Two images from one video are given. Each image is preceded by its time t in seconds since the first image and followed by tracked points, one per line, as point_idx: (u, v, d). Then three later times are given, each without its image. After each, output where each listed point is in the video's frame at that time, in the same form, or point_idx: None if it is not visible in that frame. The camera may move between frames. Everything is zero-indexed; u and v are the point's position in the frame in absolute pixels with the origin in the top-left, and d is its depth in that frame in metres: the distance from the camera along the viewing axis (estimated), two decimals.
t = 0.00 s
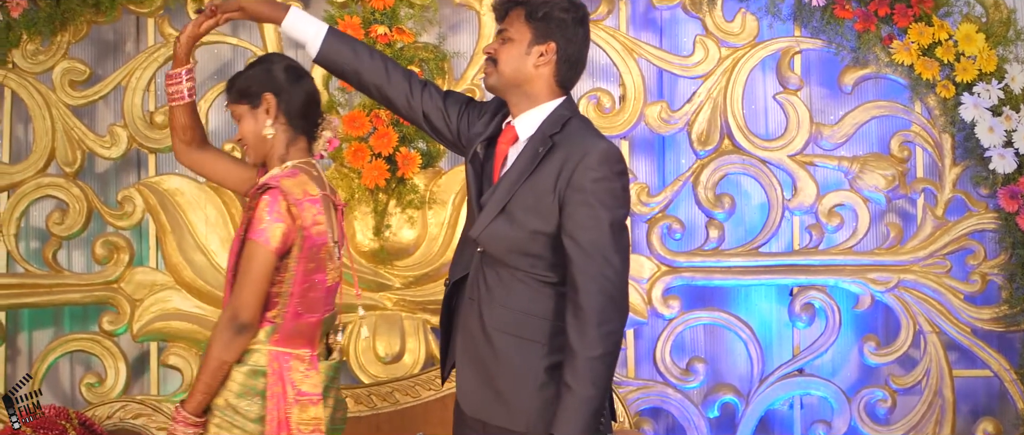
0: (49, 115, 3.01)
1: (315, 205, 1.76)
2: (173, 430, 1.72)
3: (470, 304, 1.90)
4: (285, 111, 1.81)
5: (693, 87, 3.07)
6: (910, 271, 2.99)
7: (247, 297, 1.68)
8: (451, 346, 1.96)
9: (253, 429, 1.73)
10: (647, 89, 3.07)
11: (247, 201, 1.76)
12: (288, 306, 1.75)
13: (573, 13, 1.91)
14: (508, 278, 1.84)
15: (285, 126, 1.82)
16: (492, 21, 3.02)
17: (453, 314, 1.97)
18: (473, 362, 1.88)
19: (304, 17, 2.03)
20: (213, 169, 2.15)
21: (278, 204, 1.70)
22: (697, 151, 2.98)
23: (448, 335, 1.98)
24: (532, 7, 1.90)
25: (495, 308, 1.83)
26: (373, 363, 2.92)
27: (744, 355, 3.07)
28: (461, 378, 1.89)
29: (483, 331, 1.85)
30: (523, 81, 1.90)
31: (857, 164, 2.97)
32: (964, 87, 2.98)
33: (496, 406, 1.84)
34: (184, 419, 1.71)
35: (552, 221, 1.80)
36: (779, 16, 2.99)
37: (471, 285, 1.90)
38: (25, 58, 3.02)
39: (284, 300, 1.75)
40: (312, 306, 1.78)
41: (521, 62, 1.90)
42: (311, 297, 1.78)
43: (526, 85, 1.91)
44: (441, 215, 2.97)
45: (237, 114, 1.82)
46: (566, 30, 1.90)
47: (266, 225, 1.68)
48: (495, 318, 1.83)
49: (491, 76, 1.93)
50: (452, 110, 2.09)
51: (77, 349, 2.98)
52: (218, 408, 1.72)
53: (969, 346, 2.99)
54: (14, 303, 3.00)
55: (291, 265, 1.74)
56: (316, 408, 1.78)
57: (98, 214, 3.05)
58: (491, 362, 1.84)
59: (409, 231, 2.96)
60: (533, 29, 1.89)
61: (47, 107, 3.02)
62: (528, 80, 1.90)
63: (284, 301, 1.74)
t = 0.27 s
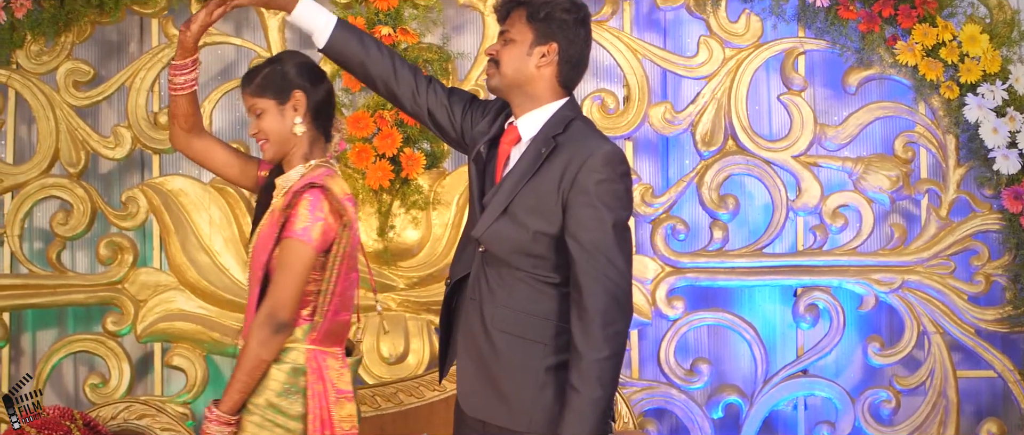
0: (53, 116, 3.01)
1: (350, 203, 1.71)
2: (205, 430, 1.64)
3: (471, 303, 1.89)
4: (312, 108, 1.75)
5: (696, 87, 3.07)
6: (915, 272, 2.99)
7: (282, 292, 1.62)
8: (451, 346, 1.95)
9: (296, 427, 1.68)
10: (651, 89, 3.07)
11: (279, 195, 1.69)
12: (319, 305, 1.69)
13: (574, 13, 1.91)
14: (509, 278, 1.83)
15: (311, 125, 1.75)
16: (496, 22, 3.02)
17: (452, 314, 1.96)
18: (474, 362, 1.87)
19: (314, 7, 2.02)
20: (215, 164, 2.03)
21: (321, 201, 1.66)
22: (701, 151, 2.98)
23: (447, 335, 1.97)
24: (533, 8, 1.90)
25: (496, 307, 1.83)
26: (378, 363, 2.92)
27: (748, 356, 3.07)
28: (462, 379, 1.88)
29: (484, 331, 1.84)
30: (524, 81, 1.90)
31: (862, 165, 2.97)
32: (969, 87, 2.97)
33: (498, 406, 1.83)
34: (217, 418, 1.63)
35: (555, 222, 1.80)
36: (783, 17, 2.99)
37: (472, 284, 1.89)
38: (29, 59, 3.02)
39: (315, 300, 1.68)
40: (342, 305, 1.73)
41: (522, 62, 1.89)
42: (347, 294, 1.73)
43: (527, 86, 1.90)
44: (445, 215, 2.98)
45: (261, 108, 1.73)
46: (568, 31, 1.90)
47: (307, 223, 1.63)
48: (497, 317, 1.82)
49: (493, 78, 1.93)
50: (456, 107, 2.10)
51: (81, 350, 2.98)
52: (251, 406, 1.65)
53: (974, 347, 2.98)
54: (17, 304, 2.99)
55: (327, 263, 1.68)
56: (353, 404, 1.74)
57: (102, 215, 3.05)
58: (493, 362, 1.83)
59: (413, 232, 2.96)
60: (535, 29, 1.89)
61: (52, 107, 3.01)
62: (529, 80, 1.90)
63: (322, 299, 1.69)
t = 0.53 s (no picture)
0: (59, 117, 3.01)
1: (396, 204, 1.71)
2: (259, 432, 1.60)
3: (474, 305, 1.89)
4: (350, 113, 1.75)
5: (703, 88, 3.08)
6: (921, 273, 2.99)
7: (335, 293, 1.60)
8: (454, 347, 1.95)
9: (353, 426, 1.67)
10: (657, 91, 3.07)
11: (321, 195, 1.68)
12: (364, 305, 1.68)
13: (580, 16, 1.92)
14: (513, 280, 1.83)
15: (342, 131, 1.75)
16: (501, 23, 3.02)
17: (455, 316, 1.96)
18: (477, 365, 1.86)
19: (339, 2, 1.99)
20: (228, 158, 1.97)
21: (373, 204, 1.66)
22: (707, 152, 2.98)
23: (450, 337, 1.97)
24: (539, 11, 1.91)
25: (500, 309, 1.82)
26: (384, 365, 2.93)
27: (755, 357, 3.08)
28: (464, 381, 1.88)
29: (488, 333, 1.83)
30: (531, 84, 1.90)
31: (868, 166, 2.97)
32: (974, 89, 2.98)
33: (500, 408, 1.83)
34: (274, 419, 1.60)
35: (559, 225, 1.79)
36: (789, 18, 2.99)
37: (475, 286, 1.89)
38: (35, 60, 3.02)
39: (359, 299, 1.68)
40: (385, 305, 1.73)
41: (528, 65, 1.89)
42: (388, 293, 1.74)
43: (534, 89, 1.91)
44: (450, 217, 2.97)
45: (300, 102, 1.70)
46: (573, 34, 1.90)
47: (360, 225, 1.63)
48: (500, 320, 1.82)
49: (501, 82, 1.93)
50: (468, 108, 2.11)
51: (86, 351, 2.97)
52: (308, 406, 1.63)
53: (980, 348, 2.98)
54: (24, 305, 2.99)
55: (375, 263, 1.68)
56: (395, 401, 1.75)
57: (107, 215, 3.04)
58: (496, 364, 1.83)
59: (419, 233, 2.97)
60: (541, 32, 1.90)
61: (58, 108, 3.01)
62: (536, 83, 1.90)
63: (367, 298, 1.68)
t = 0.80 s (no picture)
0: (67, 117, 3.01)
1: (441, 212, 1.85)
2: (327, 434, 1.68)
3: (481, 306, 1.89)
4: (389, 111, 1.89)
5: (710, 89, 3.07)
6: (928, 274, 2.99)
7: (393, 295, 1.72)
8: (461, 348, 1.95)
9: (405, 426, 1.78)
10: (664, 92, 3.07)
11: (371, 200, 1.79)
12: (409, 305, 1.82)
13: (591, 17, 1.91)
14: (519, 282, 1.83)
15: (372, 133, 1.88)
16: (510, 24, 3.01)
17: (463, 316, 1.96)
18: (482, 367, 1.86)
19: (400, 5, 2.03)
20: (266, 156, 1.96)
21: (426, 210, 1.79)
22: (715, 154, 2.98)
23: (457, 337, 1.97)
24: (548, 13, 1.91)
25: (505, 311, 1.83)
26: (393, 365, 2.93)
27: (763, 357, 3.08)
28: (470, 383, 1.87)
29: (493, 335, 1.83)
30: (542, 88, 1.91)
31: (876, 167, 2.97)
32: (982, 90, 2.98)
33: (502, 410, 1.83)
34: (343, 423, 1.68)
35: (562, 227, 1.79)
36: (797, 19, 2.99)
37: (483, 288, 1.90)
38: (42, 60, 3.02)
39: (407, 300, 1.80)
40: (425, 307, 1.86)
41: (539, 69, 1.90)
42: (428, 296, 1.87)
43: (545, 92, 1.91)
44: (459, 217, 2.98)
45: (348, 99, 1.82)
46: (583, 36, 1.89)
47: (416, 231, 1.76)
48: (505, 322, 1.81)
49: (513, 86, 1.94)
50: (488, 115, 2.12)
51: (94, 352, 2.98)
52: (370, 407, 1.73)
53: (987, 349, 2.98)
54: (31, 306, 2.99)
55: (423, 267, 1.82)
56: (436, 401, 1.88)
57: (115, 216, 3.04)
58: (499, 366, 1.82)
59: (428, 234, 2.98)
60: (550, 35, 1.89)
61: (65, 109, 3.01)
62: (547, 86, 1.90)
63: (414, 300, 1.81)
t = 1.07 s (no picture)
0: (74, 119, 3.01)
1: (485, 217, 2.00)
2: None
3: (496, 307, 1.90)
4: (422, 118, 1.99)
5: (717, 90, 3.07)
6: (936, 275, 2.99)
7: (438, 297, 1.86)
8: (478, 349, 1.95)
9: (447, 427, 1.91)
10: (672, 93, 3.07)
11: (417, 204, 1.93)
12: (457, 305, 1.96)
13: (602, 18, 1.90)
14: (528, 283, 1.83)
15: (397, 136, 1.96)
16: (517, 25, 3.01)
17: (481, 317, 1.96)
18: (495, 368, 1.87)
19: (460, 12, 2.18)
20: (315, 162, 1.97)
21: (469, 216, 1.94)
22: (723, 155, 2.98)
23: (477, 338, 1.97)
24: (559, 15, 1.90)
25: (514, 312, 1.83)
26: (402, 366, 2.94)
27: (771, 358, 3.07)
28: (485, 383, 1.89)
29: (503, 335, 1.84)
30: (555, 90, 1.91)
31: (883, 168, 2.98)
32: (990, 91, 2.98)
33: (512, 410, 1.83)
34: (403, 424, 1.80)
35: (568, 229, 1.79)
36: (805, 20, 2.98)
37: (499, 290, 1.91)
38: (50, 61, 3.02)
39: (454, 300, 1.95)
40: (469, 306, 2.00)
41: (551, 72, 1.90)
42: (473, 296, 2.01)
43: (558, 95, 1.92)
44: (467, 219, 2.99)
45: (391, 102, 1.95)
46: (594, 38, 1.89)
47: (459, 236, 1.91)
48: (514, 323, 1.82)
49: (527, 89, 1.95)
50: (517, 122, 2.22)
51: (101, 353, 2.98)
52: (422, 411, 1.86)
53: (995, 350, 2.99)
54: (39, 307, 2.99)
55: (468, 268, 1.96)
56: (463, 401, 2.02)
57: (122, 217, 3.04)
58: (508, 367, 1.83)
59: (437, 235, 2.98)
60: (561, 38, 1.89)
61: (72, 110, 3.02)
62: (559, 89, 1.91)
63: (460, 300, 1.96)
